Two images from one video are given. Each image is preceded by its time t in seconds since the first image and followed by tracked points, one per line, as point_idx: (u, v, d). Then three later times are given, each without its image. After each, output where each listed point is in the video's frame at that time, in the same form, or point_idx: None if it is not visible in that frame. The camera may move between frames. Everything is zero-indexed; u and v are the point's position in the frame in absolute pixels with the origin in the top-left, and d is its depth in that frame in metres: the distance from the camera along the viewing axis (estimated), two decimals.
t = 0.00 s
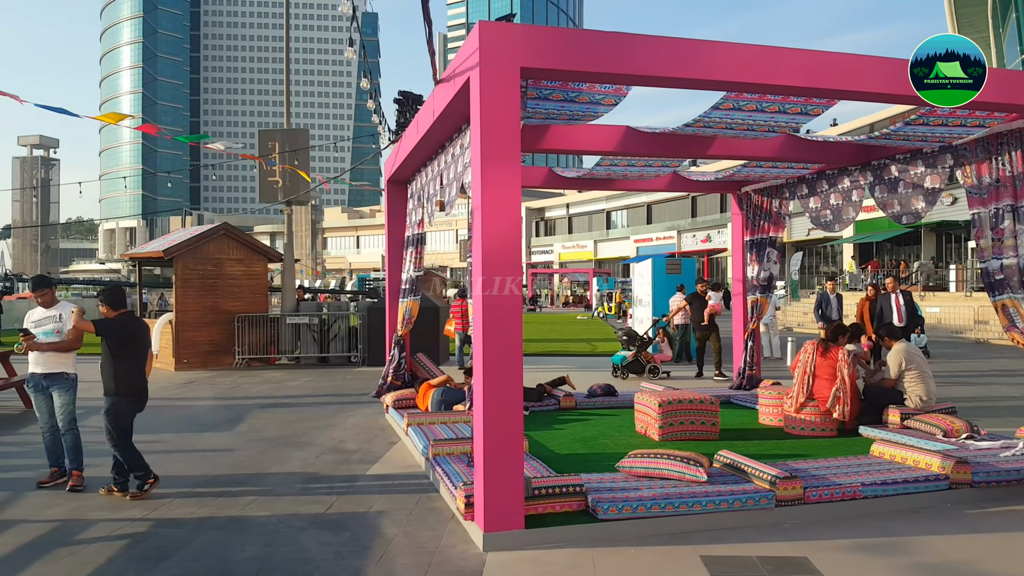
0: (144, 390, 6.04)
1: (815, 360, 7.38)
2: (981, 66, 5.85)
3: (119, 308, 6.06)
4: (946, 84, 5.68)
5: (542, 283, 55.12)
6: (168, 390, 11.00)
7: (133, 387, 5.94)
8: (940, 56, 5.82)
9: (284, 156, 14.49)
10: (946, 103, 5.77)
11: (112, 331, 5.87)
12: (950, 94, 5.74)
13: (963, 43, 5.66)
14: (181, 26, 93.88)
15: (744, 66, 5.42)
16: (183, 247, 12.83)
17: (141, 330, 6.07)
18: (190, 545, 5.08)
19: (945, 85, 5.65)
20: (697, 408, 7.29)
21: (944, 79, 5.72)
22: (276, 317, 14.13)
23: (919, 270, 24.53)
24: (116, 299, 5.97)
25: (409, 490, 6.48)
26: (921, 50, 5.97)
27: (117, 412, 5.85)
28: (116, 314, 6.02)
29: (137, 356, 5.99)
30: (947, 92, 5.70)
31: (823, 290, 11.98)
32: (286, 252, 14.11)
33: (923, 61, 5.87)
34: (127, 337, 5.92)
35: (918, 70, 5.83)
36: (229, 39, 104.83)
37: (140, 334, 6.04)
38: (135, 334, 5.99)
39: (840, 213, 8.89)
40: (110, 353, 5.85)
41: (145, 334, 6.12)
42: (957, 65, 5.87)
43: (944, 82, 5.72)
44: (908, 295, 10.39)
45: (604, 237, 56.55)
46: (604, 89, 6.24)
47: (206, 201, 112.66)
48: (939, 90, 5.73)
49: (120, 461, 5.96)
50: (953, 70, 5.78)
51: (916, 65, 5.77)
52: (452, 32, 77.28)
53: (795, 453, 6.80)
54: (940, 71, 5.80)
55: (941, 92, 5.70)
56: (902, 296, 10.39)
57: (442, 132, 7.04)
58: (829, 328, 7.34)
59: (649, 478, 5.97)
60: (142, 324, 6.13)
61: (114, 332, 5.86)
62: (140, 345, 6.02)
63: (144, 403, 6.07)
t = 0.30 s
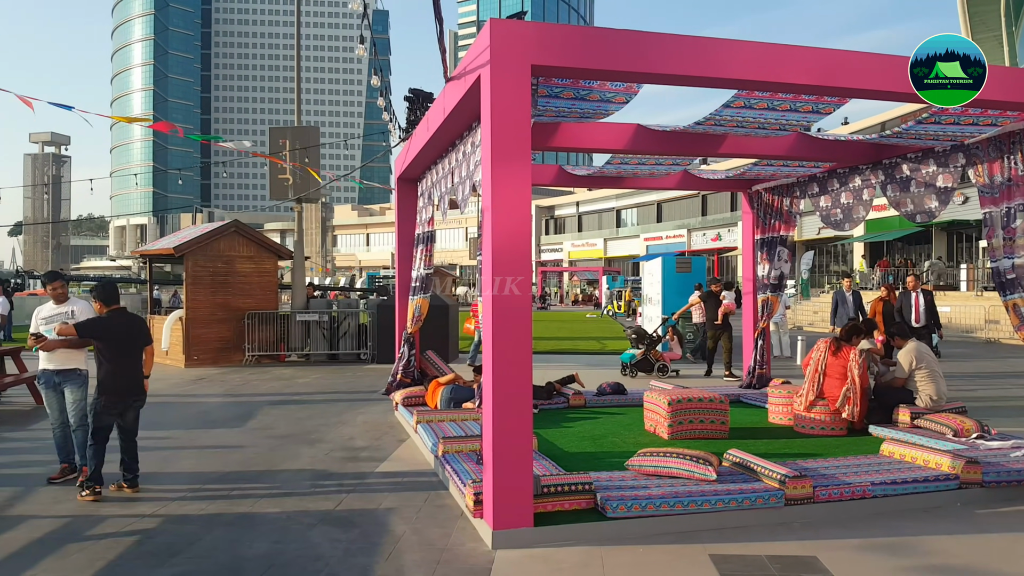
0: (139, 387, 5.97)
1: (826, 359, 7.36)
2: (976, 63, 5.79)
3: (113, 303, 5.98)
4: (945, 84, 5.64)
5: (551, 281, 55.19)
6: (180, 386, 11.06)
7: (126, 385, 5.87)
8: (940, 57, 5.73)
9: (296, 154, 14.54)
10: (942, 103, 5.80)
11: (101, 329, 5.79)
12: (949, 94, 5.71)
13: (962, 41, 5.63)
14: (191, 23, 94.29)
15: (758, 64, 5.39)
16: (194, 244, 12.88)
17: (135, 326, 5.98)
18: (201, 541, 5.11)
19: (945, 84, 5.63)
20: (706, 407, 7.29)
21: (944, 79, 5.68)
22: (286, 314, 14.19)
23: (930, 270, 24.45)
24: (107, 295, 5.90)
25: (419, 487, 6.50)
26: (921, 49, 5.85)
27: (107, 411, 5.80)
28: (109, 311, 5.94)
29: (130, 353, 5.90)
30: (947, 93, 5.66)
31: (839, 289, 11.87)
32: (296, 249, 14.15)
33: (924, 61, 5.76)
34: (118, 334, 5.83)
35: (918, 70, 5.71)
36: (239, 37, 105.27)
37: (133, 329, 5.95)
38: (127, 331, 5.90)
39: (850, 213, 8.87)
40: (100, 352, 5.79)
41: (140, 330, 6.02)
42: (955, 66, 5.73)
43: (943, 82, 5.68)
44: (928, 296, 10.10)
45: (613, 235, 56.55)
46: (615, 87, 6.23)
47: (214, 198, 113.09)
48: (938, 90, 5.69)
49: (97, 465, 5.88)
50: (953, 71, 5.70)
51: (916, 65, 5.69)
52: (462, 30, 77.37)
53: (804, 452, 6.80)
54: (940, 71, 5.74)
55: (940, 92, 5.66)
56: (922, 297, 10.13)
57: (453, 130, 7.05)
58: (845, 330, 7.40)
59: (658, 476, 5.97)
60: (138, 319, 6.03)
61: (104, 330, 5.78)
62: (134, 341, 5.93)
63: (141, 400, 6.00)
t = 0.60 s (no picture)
0: (132, 386, 5.91)
1: (834, 359, 7.40)
2: (974, 62, 5.78)
3: (100, 303, 5.88)
4: (946, 84, 5.60)
5: (556, 281, 55.17)
6: (186, 386, 11.10)
7: (118, 385, 5.82)
8: (939, 57, 5.73)
9: (302, 154, 14.57)
10: (937, 102, 5.82)
11: (87, 330, 5.72)
12: (950, 94, 5.66)
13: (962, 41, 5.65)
14: (197, 24, 94.61)
15: (766, 64, 5.38)
16: (201, 244, 12.92)
17: (125, 325, 5.89)
18: (207, 540, 5.12)
19: (945, 84, 5.59)
20: (712, 406, 7.28)
21: (944, 78, 5.65)
22: (292, 314, 14.22)
23: (936, 268, 24.39)
24: (94, 295, 5.78)
25: (425, 486, 6.51)
26: (921, 49, 5.85)
27: (99, 412, 5.77)
28: (96, 311, 5.85)
29: (119, 353, 5.84)
30: (947, 93, 5.62)
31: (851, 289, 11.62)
32: (302, 249, 14.17)
33: (923, 61, 5.74)
34: (106, 334, 5.76)
35: (918, 70, 5.69)
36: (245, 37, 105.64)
37: (122, 328, 5.87)
38: (115, 331, 5.82)
39: (857, 211, 8.84)
40: (90, 353, 5.75)
41: (131, 329, 5.94)
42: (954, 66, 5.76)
43: (943, 82, 5.63)
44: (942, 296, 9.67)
45: (619, 234, 56.53)
46: (621, 86, 6.22)
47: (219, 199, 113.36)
48: (938, 90, 5.64)
49: (100, 468, 5.87)
50: (954, 70, 5.69)
51: (917, 65, 5.64)
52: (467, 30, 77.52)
53: (811, 452, 6.78)
54: (939, 71, 5.72)
55: (941, 92, 5.63)
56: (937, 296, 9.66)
57: (458, 130, 7.05)
58: (855, 329, 7.39)
59: (664, 476, 5.95)
60: (129, 318, 5.94)
61: (92, 331, 5.71)
62: (123, 341, 5.87)
63: (136, 400, 5.95)
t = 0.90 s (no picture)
0: (126, 386, 5.90)
1: (838, 360, 7.36)
2: (974, 63, 5.74)
3: (95, 302, 5.89)
4: (946, 83, 5.53)
5: (558, 281, 55.16)
6: (189, 385, 11.10)
7: (111, 385, 5.82)
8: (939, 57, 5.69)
9: (305, 154, 14.56)
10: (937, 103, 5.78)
11: (80, 329, 5.74)
12: (949, 94, 5.60)
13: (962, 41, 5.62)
14: (201, 23, 94.67)
15: (770, 65, 5.37)
16: (204, 244, 12.93)
17: (119, 324, 5.89)
18: (210, 540, 5.12)
19: (945, 84, 5.53)
20: (714, 407, 7.27)
21: (944, 78, 5.59)
22: (295, 314, 14.21)
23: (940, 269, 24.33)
24: (89, 295, 5.78)
25: (427, 487, 6.50)
26: (921, 50, 5.82)
27: (93, 412, 5.78)
28: (91, 310, 5.85)
29: (113, 353, 5.85)
30: (947, 93, 5.56)
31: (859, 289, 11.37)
32: (305, 249, 14.16)
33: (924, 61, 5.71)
34: (100, 334, 5.78)
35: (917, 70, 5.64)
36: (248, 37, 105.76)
37: (116, 328, 5.87)
38: (108, 330, 5.83)
39: (861, 212, 8.82)
40: (83, 353, 5.75)
41: (124, 328, 5.94)
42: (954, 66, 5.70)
43: (943, 82, 5.56)
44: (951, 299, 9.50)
45: (622, 235, 56.51)
46: (625, 87, 6.22)
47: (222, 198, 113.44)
48: (938, 90, 5.58)
49: (99, 467, 5.87)
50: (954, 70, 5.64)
51: (916, 65, 5.62)
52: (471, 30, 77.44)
53: (814, 453, 6.77)
54: (940, 72, 5.67)
55: (940, 92, 5.56)
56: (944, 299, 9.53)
57: (462, 130, 7.05)
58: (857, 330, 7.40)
59: (667, 477, 5.94)
60: (122, 318, 5.94)
61: (85, 330, 5.73)
62: (116, 341, 5.87)
63: (130, 400, 5.94)
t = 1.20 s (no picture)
0: (133, 387, 5.93)
1: (848, 361, 7.35)
2: (974, 63, 5.69)
3: (104, 303, 5.92)
4: (945, 83, 5.49)
5: (565, 281, 55.06)
6: (196, 386, 11.15)
7: (119, 385, 5.85)
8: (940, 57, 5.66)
9: (312, 155, 14.60)
10: (939, 104, 5.80)
11: (88, 330, 5.77)
12: (949, 94, 5.55)
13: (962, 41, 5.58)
14: (210, 25, 95.11)
15: (778, 65, 5.34)
16: (211, 245, 12.98)
17: (127, 325, 5.92)
18: (217, 539, 5.14)
19: (945, 84, 5.47)
20: (722, 409, 7.24)
21: (944, 78, 5.53)
22: (302, 315, 14.25)
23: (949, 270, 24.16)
24: (98, 295, 5.82)
25: (433, 488, 6.50)
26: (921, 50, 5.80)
27: (101, 411, 5.81)
28: (100, 311, 5.89)
29: (121, 353, 5.87)
30: (947, 93, 5.49)
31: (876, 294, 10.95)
32: (312, 250, 14.21)
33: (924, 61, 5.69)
34: (108, 334, 5.81)
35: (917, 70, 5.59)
36: (256, 39, 106.20)
37: (124, 329, 5.90)
38: (116, 331, 5.85)
39: (872, 212, 8.75)
40: (91, 353, 5.78)
41: (133, 329, 5.97)
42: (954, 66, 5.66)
43: (943, 82, 5.51)
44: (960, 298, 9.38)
45: (629, 235, 56.38)
46: (631, 87, 6.20)
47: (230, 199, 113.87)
48: (938, 90, 5.51)
49: (108, 466, 5.91)
50: (953, 70, 5.60)
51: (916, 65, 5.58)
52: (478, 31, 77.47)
53: (822, 455, 6.73)
54: (940, 72, 5.61)
55: (940, 92, 5.50)
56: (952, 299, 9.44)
57: (467, 131, 7.05)
58: (864, 330, 7.37)
59: (674, 479, 5.92)
60: (131, 318, 5.97)
61: (93, 331, 5.76)
62: (124, 342, 5.89)
63: (137, 400, 5.97)
